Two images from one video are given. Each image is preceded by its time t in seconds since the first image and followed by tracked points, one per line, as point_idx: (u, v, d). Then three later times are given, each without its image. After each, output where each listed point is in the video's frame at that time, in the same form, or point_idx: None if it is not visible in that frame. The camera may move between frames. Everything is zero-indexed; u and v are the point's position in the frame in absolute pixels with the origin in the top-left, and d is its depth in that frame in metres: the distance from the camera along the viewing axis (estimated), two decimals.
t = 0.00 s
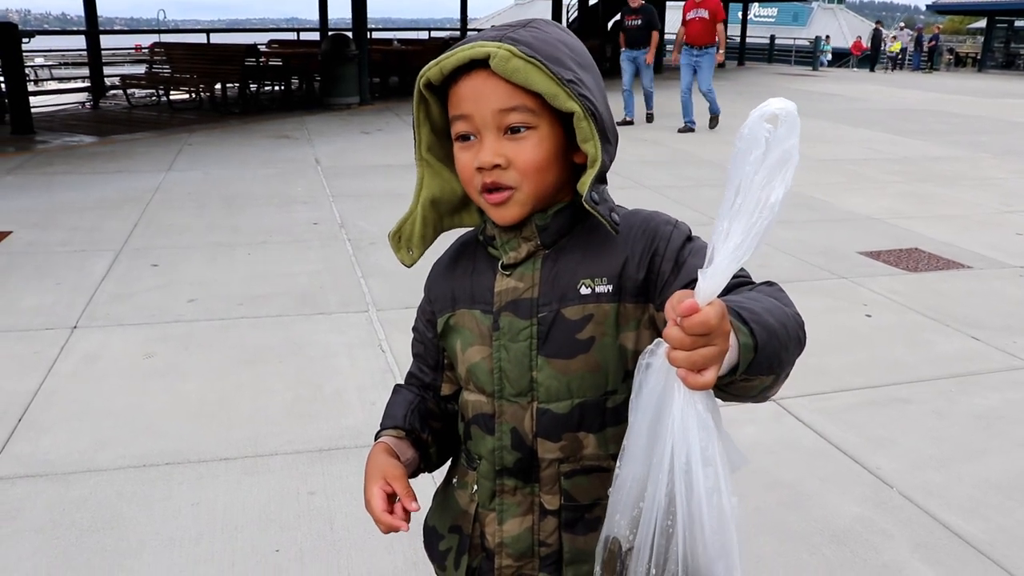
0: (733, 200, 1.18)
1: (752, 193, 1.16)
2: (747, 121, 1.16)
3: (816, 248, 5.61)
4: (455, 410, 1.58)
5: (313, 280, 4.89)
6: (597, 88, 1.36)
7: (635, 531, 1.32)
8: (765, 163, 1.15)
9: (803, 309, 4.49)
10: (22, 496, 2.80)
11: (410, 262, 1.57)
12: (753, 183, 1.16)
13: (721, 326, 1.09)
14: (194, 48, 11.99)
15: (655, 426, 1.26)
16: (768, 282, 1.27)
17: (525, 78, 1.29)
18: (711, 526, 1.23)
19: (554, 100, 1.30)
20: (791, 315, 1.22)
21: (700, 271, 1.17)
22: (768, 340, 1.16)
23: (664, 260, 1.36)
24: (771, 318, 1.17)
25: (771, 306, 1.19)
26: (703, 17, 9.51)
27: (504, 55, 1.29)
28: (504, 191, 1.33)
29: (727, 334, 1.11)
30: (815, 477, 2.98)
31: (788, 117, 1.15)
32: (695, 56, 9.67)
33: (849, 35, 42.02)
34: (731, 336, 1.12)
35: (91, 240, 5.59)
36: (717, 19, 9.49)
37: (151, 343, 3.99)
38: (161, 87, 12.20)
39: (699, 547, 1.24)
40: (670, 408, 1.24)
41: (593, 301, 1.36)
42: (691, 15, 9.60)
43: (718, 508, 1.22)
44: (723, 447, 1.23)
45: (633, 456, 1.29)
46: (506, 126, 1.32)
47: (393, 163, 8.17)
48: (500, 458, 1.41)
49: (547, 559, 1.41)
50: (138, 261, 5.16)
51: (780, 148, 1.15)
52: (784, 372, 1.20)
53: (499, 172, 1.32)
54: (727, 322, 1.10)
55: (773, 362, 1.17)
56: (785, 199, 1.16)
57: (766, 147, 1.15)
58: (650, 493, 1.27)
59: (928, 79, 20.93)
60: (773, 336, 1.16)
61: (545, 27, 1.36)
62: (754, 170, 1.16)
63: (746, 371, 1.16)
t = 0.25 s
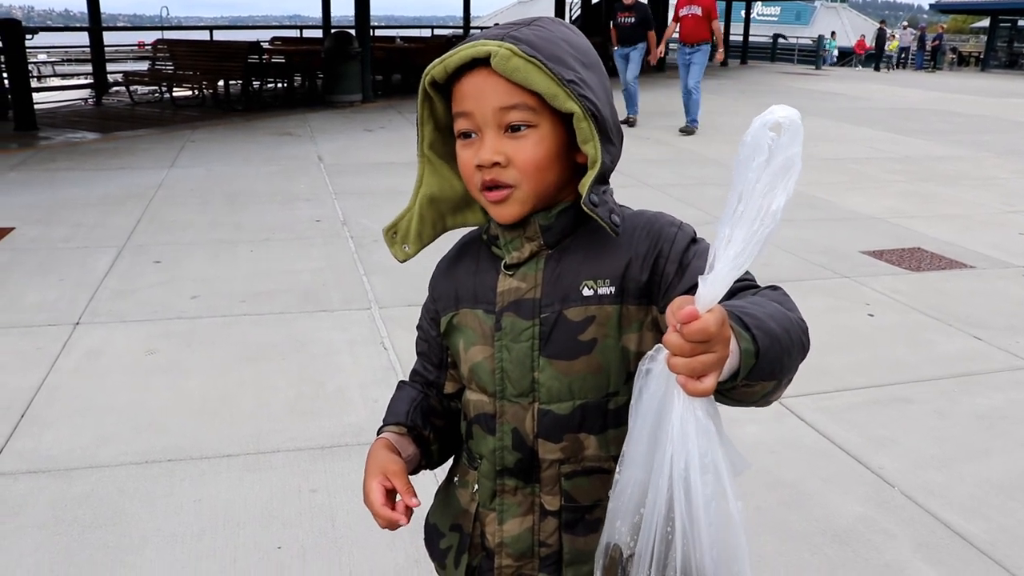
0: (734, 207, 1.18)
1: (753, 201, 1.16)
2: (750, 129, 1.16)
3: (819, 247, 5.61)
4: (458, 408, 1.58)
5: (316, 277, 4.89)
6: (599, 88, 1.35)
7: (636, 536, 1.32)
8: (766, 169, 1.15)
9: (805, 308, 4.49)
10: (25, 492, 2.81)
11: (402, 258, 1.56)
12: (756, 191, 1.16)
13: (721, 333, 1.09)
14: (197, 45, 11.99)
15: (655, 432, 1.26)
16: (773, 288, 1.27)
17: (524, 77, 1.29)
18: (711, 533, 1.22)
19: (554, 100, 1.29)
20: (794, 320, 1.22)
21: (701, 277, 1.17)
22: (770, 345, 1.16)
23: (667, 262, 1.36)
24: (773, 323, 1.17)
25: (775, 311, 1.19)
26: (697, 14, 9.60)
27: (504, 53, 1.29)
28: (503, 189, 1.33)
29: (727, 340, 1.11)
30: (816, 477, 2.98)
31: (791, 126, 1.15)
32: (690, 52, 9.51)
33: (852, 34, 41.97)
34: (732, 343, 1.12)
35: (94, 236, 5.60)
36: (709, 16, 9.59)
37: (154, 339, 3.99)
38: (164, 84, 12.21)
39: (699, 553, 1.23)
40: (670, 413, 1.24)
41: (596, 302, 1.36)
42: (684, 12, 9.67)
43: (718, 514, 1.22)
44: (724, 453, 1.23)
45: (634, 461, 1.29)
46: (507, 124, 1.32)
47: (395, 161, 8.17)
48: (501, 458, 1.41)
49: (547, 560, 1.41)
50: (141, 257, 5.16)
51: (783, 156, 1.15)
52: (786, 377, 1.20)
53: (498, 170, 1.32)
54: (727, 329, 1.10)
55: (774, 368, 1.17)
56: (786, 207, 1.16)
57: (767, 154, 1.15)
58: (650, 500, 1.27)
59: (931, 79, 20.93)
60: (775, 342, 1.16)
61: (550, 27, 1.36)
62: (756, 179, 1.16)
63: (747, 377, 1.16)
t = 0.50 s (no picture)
0: (730, 215, 1.18)
1: (750, 208, 1.16)
2: (738, 135, 1.17)
3: (821, 247, 5.61)
4: (462, 407, 1.58)
5: (318, 277, 4.89)
6: (600, 90, 1.34)
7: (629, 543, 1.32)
8: (763, 177, 1.15)
9: (807, 308, 4.49)
10: (28, 491, 2.81)
11: (403, 252, 1.56)
12: (750, 197, 1.16)
13: (718, 340, 1.09)
14: (199, 44, 12.00)
15: (650, 441, 1.26)
16: (776, 296, 1.27)
17: (520, 79, 1.29)
18: (703, 541, 1.22)
19: (550, 103, 1.29)
20: (795, 329, 1.21)
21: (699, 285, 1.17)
22: (769, 355, 1.15)
23: (670, 267, 1.35)
24: (774, 332, 1.17)
25: (775, 320, 1.19)
26: (690, 15, 9.57)
27: (502, 55, 1.29)
28: (499, 190, 1.33)
29: (725, 350, 1.10)
30: (819, 477, 2.97)
31: (779, 128, 1.15)
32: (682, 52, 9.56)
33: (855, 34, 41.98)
34: (729, 350, 1.11)
35: (97, 236, 5.60)
36: (704, 17, 9.52)
37: (156, 339, 3.99)
38: (166, 83, 12.22)
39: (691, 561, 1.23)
40: (666, 421, 1.23)
41: (596, 305, 1.35)
42: (678, 14, 9.64)
43: (711, 522, 1.22)
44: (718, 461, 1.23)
45: (628, 469, 1.29)
46: (504, 125, 1.32)
47: (397, 160, 8.17)
48: (500, 459, 1.41)
49: (544, 561, 1.41)
50: (143, 257, 5.16)
51: (773, 160, 1.15)
52: (785, 386, 1.20)
53: (494, 171, 1.32)
54: (725, 338, 1.10)
55: (773, 377, 1.17)
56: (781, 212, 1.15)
57: (763, 160, 1.15)
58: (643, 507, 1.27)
59: (933, 79, 20.93)
60: (775, 352, 1.16)
61: (554, 27, 1.35)
62: (749, 185, 1.16)
63: (745, 386, 1.16)
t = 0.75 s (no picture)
0: (734, 226, 1.17)
1: (753, 221, 1.15)
2: (753, 151, 1.16)
3: (823, 246, 5.60)
4: (465, 403, 1.58)
5: (320, 276, 4.89)
6: (601, 88, 1.33)
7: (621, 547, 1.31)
8: (768, 191, 1.14)
9: (810, 306, 4.48)
10: (31, 491, 2.81)
11: (407, 244, 1.56)
12: (757, 211, 1.15)
13: (714, 350, 1.08)
14: (200, 44, 12.00)
15: (643, 447, 1.25)
16: (778, 303, 1.26)
17: (517, 77, 1.29)
18: (693, 547, 1.22)
19: (546, 101, 1.28)
20: (794, 337, 1.21)
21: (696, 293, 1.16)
22: (765, 363, 1.15)
23: (669, 268, 1.32)
24: (771, 340, 1.16)
25: (775, 328, 1.18)
26: (682, 10, 9.34)
27: (501, 52, 1.29)
28: (496, 187, 1.32)
29: (720, 359, 1.09)
30: (822, 475, 2.97)
31: (796, 150, 1.14)
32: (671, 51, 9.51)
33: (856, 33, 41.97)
34: (725, 358, 1.10)
35: (99, 236, 5.60)
36: (695, 13, 9.30)
37: (159, 339, 3.99)
38: (168, 84, 12.22)
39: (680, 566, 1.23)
40: (659, 427, 1.23)
41: (593, 304, 1.34)
42: (671, 9, 9.45)
43: (701, 529, 1.22)
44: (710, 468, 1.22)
45: (620, 474, 1.28)
46: (502, 122, 1.31)
47: (399, 160, 8.17)
48: (496, 456, 1.41)
49: (538, 559, 1.40)
50: (145, 257, 5.17)
51: (787, 180, 1.14)
52: (781, 393, 1.19)
53: (491, 167, 1.31)
54: (720, 347, 1.09)
55: (769, 385, 1.17)
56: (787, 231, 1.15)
57: (770, 174, 1.14)
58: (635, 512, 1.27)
59: (935, 77, 20.92)
60: (771, 360, 1.15)
61: (556, 25, 1.35)
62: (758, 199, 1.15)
63: (740, 394, 1.15)
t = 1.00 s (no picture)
0: (727, 225, 1.16)
1: (744, 217, 1.14)
2: (738, 146, 1.15)
3: (826, 247, 5.60)
4: (466, 402, 1.58)
5: (323, 275, 4.89)
6: (603, 89, 1.33)
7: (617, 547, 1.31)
8: (758, 186, 1.14)
9: (813, 308, 4.48)
10: (33, 488, 2.81)
11: (409, 244, 1.56)
12: (746, 208, 1.14)
13: (709, 349, 1.08)
14: (204, 43, 12.00)
15: (638, 447, 1.25)
16: (779, 307, 1.26)
17: (519, 77, 1.29)
18: (688, 548, 1.21)
19: (546, 102, 1.28)
20: (794, 342, 1.21)
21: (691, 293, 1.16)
22: (763, 366, 1.15)
23: (670, 271, 1.32)
24: (770, 343, 1.16)
25: (774, 332, 1.18)
26: (670, 13, 9.34)
27: (502, 53, 1.29)
28: (496, 186, 1.32)
29: (715, 359, 1.09)
30: (823, 476, 2.97)
31: (780, 141, 1.13)
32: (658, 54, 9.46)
33: (860, 33, 41.93)
34: (721, 359, 1.10)
35: (102, 234, 5.61)
36: (682, 16, 9.29)
37: (161, 337, 4.00)
38: (171, 82, 12.23)
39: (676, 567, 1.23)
40: (655, 427, 1.23)
41: (592, 306, 1.34)
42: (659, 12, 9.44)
43: (696, 530, 1.21)
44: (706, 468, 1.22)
45: (616, 475, 1.28)
46: (504, 122, 1.31)
47: (402, 159, 8.18)
48: (493, 454, 1.41)
49: (534, 560, 1.40)
50: (148, 255, 5.17)
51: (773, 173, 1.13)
52: (778, 398, 1.19)
53: (491, 167, 1.31)
54: (715, 347, 1.09)
55: (766, 389, 1.17)
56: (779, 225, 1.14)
57: (760, 170, 1.13)
58: (631, 512, 1.26)
59: (938, 78, 20.89)
60: (769, 363, 1.16)
61: (560, 25, 1.35)
62: (746, 195, 1.15)
63: (737, 397, 1.15)
